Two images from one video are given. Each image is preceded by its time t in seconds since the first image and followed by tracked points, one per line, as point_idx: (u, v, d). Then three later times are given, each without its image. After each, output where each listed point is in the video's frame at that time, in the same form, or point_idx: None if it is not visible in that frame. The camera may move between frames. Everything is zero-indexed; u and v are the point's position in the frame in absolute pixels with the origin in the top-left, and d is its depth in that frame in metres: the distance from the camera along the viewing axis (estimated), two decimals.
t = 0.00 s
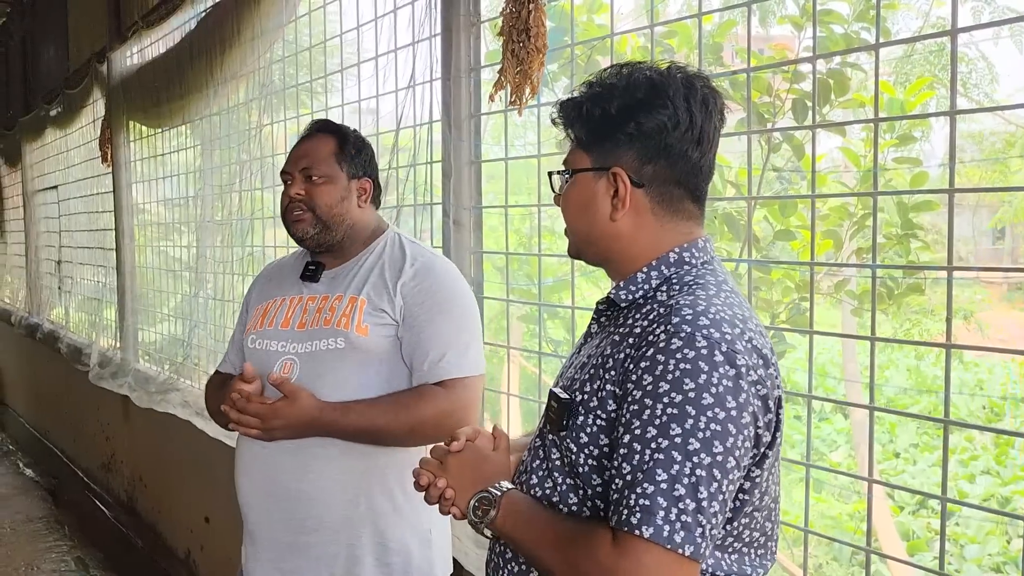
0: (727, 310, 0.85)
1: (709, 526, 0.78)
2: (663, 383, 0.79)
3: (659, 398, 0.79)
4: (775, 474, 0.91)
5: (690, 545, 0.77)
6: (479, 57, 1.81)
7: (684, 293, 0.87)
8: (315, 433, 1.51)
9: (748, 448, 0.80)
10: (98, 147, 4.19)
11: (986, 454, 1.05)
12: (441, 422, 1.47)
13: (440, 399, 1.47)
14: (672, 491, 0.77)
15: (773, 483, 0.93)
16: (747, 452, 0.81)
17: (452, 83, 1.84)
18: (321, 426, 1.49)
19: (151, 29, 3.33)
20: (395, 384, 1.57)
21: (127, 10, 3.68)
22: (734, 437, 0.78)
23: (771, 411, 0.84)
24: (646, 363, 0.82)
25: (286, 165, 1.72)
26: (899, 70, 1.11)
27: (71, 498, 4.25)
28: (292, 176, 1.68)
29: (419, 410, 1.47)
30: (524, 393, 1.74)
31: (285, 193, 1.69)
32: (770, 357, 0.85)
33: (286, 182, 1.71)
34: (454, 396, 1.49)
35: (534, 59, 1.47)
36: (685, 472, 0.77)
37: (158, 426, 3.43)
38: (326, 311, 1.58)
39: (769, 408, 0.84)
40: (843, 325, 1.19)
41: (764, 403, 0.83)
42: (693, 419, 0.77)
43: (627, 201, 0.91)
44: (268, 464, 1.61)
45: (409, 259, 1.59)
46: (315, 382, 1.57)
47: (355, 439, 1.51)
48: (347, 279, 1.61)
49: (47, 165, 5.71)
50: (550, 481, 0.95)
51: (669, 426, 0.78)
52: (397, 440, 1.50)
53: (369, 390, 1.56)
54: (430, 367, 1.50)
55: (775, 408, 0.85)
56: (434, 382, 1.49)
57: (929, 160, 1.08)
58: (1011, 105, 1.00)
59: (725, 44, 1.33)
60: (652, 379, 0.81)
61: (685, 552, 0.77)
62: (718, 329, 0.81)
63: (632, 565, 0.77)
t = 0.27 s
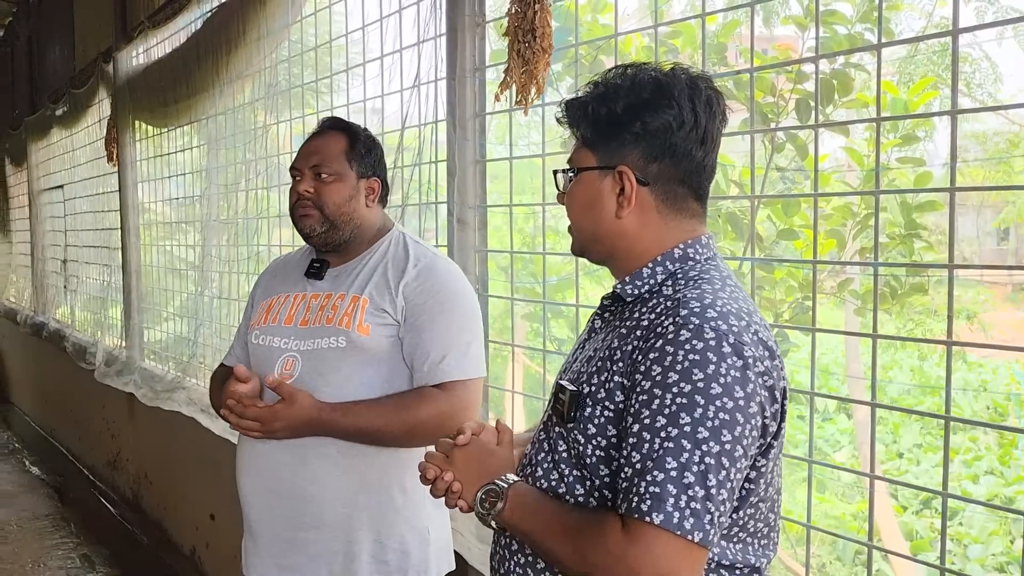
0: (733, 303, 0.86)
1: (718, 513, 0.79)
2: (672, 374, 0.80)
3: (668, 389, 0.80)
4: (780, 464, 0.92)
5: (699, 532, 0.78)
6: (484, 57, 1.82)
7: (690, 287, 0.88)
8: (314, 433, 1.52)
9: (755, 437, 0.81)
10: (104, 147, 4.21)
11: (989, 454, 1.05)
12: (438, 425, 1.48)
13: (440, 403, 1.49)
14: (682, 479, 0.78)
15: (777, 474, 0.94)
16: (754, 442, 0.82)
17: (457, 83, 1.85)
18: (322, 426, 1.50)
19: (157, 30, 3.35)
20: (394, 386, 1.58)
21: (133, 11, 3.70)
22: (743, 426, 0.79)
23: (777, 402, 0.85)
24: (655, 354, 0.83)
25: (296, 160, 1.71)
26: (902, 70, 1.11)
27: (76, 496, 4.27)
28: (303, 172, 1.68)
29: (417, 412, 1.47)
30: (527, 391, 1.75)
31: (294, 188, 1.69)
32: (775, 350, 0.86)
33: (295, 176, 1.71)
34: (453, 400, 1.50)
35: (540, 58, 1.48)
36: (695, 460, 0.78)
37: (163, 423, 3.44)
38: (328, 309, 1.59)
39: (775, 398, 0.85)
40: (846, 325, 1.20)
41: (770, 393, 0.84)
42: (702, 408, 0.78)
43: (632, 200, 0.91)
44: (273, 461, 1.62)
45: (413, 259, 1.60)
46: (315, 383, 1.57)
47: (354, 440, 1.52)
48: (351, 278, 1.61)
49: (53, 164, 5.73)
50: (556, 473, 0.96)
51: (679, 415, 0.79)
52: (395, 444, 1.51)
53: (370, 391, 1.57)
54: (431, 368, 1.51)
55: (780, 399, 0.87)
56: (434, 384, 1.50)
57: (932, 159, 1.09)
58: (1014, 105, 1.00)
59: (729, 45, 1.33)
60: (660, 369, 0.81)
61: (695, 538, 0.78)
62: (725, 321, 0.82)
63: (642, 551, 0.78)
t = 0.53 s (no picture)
0: (736, 296, 0.87)
1: (719, 498, 0.80)
2: (676, 363, 0.82)
3: (672, 377, 0.81)
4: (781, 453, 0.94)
5: (701, 517, 0.79)
6: (489, 58, 1.83)
7: (694, 280, 0.90)
8: (326, 430, 1.54)
9: (757, 426, 0.83)
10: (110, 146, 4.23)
11: (992, 455, 1.06)
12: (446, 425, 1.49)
13: (448, 403, 1.50)
14: (685, 465, 0.79)
15: (778, 464, 0.96)
16: (756, 430, 0.83)
17: (463, 83, 1.86)
18: (333, 422, 1.53)
19: (163, 30, 3.37)
20: (403, 387, 1.59)
21: (139, 11, 3.72)
22: (745, 415, 0.81)
23: (778, 392, 0.87)
24: (659, 344, 0.84)
25: (313, 157, 1.71)
26: (905, 71, 1.13)
27: (82, 493, 4.29)
28: (320, 170, 1.68)
29: (426, 413, 1.49)
30: (531, 389, 1.76)
31: (311, 185, 1.69)
32: (776, 342, 0.88)
33: (312, 174, 1.70)
34: (462, 402, 1.51)
35: (545, 60, 1.49)
36: (698, 446, 0.79)
37: (168, 421, 3.46)
38: (339, 308, 1.60)
39: (776, 389, 0.86)
40: (849, 324, 1.21)
41: (772, 384, 0.85)
42: (706, 396, 0.80)
43: (641, 199, 0.93)
44: (280, 458, 1.63)
45: (424, 262, 1.60)
46: (324, 383, 1.59)
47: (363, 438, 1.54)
48: (361, 278, 1.62)
49: (59, 164, 5.76)
50: (561, 461, 0.97)
51: (683, 403, 0.80)
52: (403, 441, 1.52)
53: (377, 391, 1.58)
54: (439, 371, 1.52)
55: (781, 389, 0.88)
56: (442, 387, 1.51)
57: (935, 160, 1.10)
58: (1017, 106, 1.01)
59: (732, 45, 1.34)
60: (665, 358, 0.83)
61: (697, 523, 0.79)
62: (729, 313, 0.84)
63: (646, 535, 0.80)
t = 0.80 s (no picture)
0: (738, 293, 0.89)
1: (724, 488, 0.82)
2: (681, 358, 0.84)
3: (677, 371, 0.83)
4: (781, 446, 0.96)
5: (707, 506, 0.82)
6: (495, 59, 1.84)
7: (697, 278, 0.92)
8: (343, 427, 1.56)
9: (759, 419, 0.85)
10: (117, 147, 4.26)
11: (995, 455, 1.08)
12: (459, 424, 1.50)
13: (460, 404, 1.52)
14: (691, 456, 0.81)
15: (779, 456, 0.98)
16: (758, 422, 0.85)
17: (469, 84, 1.87)
18: (350, 421, 1.54)
19: (171, 31, 3.39)
20: (417, 387, 1.61)
21: (147, 13, 3.75)
22: (748, 407, 0.83)
23: (779, 385, 0.89)
24: (664, 339, 0.86)
25: (331, 158, 1.71)
26: (908, 73, 1.14)
27: (89, 491, 4.32)
28: (338, 171, 1.68)
29: (439, 412, 1.51)
30: (536, 386, 1.78)
31: (327, 186, 1.69)
32: (777, 337, 0.90)
33: (329, 175, 1.71)
34: (476, 402, 1.53)
35: (552, 62, 1.51)
36: (703, 438, 0.81)
37: (175, 419, 3.49)
38: (355, 307, 1.62)
39: (777, 382, 0.88)
40: (852, 323, 1.22)
41: (773, 377, 0.87)
42: (710, 389, 0.82)
43: (661, 197, 0.95)
44: (290, 455, 1.65)
45: (439, 265, 1.62)
46: (338, 381, 1.61)
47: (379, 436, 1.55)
48: (375, 279, 1.64)
49: (66, 164, 5.80)
50: (568, 455, 0.99)
51: (688, 397, 0.82)
52: (416, 440, 1.53)
53: (390, 391, 1.59)
54: (453, 372, 1.54)
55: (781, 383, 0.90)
56: (456, 387, 1.53)
57: (938, 161, 1.11)
58: (1020, 107, 1.02)
59: (736, 47, 1.36)
60: (670, 353, 0.85)
61: (702, 512, 0.82)
62: (731, 309, 0.86)
63: (654, 523, 0.82)
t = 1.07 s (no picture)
0: (742, 287, 0.92)
1: (730, 472, 0.85)
2: (687, 347, 0.86)
3: (684, 359, 0.86)
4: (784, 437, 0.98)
5: (713, 488, 0.84)
6: (503, 62, 1.86)
7: (702, 273, 0.94)
8: (361, 424, 1.58)
9: (762, 406, 0.87)
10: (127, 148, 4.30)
11: (1000, 456, 1.09)
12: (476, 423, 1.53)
13: (475, 402, 1.54)
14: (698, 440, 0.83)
15: (783, 446, 1.00)
16: (761, 409, 0.87)
17: (478, 87, 1.89)
18: (369, 418, 1.57)
19: (181, 34, 3.43)
20: (431, 386, 1.63)
21: (157, 15, 3.78)
22: (751, 394, 0.85)
23: (781, 375, 0.91)
24: (671, 331, 0.89)
25: (348, 161, 1.74)
26: (912, 76, 1.16)
27: (99, 489, 4.36)
28: (355, 173, 1.70)
29: (456, 411, 1.53)
30: (543, 385, 1.79)
31: (344, 188, 1.71)
32: (779, 329, 0.92)
33: (346, 177, 1.73)
34: (491, 402, 1.56)
35: (561, 66, 1.53)
36: (709, 423, 0.84)
37: (184, 418, 3.52)
38: (372, 306, 1.64)
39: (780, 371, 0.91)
40: (857, 323, 1.24)
41: (775, 366, 0.90)
42: (715, 376, 0.84)
43: (673, 197, 0.98)
44: (303, 451, 1.67)
45: (455, 266, 1.64)
46: (355, 379, 1.63)
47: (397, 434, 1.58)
48: (392, 279, 1.66)
49: (75, 164, 5.84)
50: (578, 448, 1.01)
51: (693, 383, 0.84)
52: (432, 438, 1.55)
53: (406, 389, 1.62)
54: (469, 372, 1.56)
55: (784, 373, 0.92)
56: (472, 386, 1.55)
57: (942, 163, 1.13)
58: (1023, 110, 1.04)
59: (742, 50, 1.38)
60: (677, 344, 0.87)
61: (709, 494, 0.84)
62: (735, 301, 0.88)
63: (657, 505, 0.84)
